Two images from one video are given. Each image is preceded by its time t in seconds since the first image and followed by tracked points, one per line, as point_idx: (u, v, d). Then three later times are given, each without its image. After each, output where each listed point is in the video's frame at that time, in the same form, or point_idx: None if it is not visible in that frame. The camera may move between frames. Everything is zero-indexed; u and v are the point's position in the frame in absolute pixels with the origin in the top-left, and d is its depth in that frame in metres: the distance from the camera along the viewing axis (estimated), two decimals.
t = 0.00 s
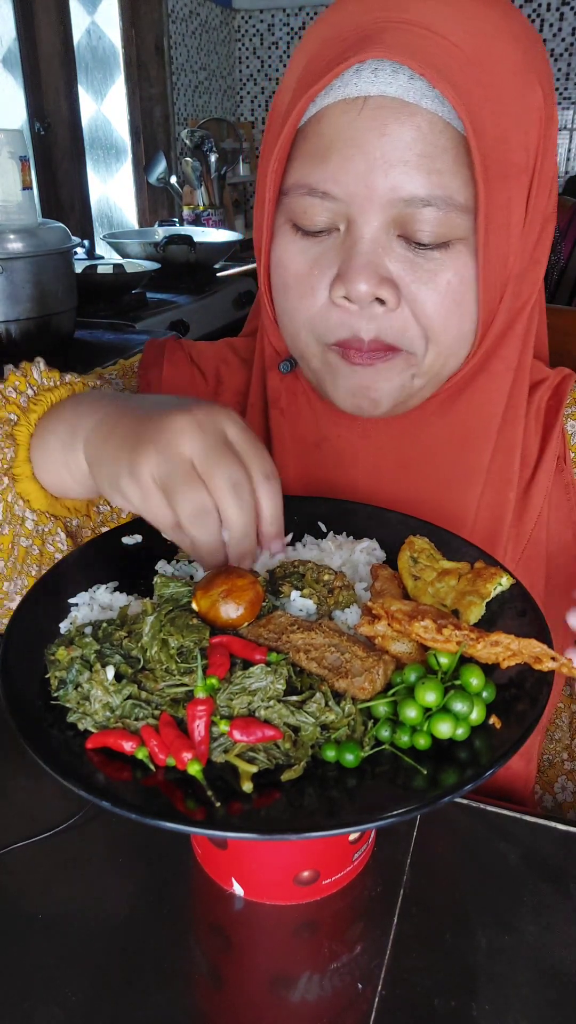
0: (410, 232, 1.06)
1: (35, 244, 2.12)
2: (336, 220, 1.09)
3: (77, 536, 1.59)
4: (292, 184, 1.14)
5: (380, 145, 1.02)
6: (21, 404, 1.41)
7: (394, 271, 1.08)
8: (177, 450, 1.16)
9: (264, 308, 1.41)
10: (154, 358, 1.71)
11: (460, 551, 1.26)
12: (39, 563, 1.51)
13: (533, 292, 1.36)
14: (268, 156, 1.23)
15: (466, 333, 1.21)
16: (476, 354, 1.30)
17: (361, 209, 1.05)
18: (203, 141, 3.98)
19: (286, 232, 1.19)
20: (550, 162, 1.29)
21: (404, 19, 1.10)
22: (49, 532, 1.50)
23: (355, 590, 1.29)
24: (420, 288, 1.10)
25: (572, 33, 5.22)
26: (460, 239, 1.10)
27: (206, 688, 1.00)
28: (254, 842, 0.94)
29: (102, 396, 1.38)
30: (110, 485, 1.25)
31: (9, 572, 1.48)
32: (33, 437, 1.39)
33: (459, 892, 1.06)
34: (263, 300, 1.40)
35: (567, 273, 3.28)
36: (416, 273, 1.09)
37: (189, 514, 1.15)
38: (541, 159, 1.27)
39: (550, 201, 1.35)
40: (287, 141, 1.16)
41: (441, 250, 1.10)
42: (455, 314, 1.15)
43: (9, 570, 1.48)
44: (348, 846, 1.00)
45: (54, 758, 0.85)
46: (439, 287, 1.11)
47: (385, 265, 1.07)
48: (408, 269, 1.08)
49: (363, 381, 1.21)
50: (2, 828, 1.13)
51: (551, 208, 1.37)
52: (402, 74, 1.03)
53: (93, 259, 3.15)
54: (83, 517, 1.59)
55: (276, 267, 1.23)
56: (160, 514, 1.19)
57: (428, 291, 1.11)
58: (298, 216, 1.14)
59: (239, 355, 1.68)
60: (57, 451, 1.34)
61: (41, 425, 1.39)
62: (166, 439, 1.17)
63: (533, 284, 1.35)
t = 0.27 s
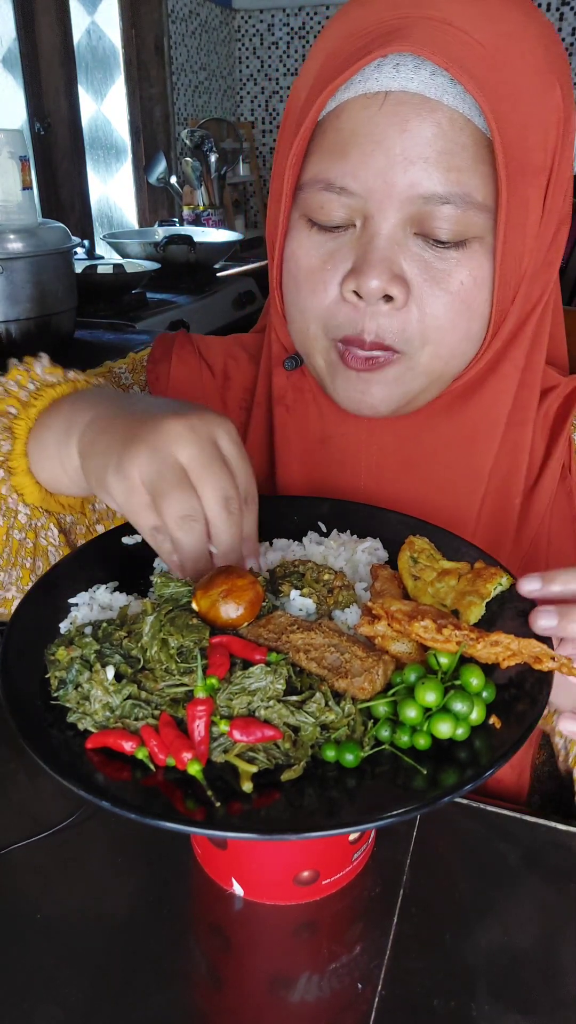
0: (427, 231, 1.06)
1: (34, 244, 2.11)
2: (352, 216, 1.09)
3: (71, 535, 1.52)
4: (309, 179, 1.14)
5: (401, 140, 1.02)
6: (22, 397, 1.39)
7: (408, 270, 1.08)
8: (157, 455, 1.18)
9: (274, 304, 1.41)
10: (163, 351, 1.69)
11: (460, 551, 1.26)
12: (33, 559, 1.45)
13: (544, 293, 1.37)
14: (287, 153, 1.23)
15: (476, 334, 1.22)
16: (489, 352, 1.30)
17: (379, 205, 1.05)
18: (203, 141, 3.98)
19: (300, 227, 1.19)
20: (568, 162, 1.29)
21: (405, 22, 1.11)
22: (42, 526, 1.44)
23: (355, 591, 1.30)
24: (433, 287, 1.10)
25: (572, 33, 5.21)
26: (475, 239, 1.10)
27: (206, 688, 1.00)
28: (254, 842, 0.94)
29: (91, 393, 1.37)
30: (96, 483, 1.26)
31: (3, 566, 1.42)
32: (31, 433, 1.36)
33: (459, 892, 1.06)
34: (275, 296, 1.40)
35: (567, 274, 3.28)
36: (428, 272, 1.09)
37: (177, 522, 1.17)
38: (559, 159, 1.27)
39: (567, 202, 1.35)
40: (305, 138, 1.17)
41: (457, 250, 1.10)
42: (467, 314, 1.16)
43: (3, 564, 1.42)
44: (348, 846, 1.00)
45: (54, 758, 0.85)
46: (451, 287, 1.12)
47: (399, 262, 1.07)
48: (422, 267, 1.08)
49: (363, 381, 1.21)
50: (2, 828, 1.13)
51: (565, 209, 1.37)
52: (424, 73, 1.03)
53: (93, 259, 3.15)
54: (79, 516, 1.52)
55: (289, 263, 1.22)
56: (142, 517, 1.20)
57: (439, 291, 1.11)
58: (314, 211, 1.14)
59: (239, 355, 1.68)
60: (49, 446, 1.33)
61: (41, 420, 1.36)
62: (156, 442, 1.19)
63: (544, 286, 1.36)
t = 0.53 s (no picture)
0: (444, 239, 1.05)
1: (35, 244, 2.11)
2: (368, 223, 1.07)
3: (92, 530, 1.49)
4: (324, 183, 1.12)
5: (422, 148, 1.00)
6: (49, 384, 1.33)
7: (429, 278, 1.07)
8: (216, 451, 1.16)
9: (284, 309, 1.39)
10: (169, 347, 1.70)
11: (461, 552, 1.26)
12: (51, 551, 1.40)
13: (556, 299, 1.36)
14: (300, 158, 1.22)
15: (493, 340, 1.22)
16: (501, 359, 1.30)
17: (397, 212, 1.03)
18: (203, 141, 3.99)
19: (313, 232, 1.18)
20: None
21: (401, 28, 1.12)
22: (62, 518, 1.39)
23: (355, 591, 1.30)
24: (454, 293, 1.10)
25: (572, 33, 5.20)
26: (495, 246, 1.09)
27: (206, 688, 1.00)
28: (254, 842, 0.94)
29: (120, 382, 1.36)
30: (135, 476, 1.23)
31: (20, 559, 1.36)
32: (59, 419, 1.31)
33: (459, 893, 1.06)
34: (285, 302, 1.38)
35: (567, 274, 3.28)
36: (447, 278, 1.08)
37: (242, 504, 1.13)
38: None
39: None
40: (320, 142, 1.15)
41: (477, 257, 1.09)
42: (488, 320, 1.16)
43: (21, 556, 1.36)
44: (348, 846, 1.00)
45: (54, 758, 0.85)
46: (471, 293, 1.11)
47: (417, 270, 1.06)
48: (440, 275, 1.08)
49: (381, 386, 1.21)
50: (2, 828, 1.13)
51: None
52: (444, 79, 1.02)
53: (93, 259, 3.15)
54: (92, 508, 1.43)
55: (301, 267, 1.22)
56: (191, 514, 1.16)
57: (459, 296, 1.10)
58: (329, 216, 1.12)
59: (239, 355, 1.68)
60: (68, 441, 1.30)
61: (69, 410, 1.32)
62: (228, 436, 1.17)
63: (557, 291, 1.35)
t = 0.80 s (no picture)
0: (452, 241, 1.05)
1: (35, 244, 2.11)
2: (375, 224, 1.07)
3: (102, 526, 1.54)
4: (333, 183, 1.12)
5: (432, 148, 1.00)
6: (64, 388, 1.39)
7: (434, 282, 1.07)
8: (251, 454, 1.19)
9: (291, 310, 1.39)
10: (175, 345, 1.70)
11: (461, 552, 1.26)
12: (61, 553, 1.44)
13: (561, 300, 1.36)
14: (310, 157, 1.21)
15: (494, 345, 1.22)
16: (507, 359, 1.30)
17: (406, 214, 1.03)
18: (203, 141, 3.96)
19: (321, 233, 1.18)
20: None
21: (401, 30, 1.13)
22: (78, 518, 1.44)
23: (355, 591, 1.29)
24: (457, 302, 1.10)
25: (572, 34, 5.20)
26: (499, 250, 1.10)
27: (206, 688, 1.00)
28: (254, 842, 0.94)
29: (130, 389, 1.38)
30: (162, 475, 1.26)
31: (30, 559, 1.40)
32: (74, 422, 1.36)
33: (460, 892, 1.06)
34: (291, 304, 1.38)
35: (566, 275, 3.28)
36: (453, 286, 1.08)
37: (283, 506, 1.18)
38: None
39: None
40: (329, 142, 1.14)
41: (482, 263, 1.09)
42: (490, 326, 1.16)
43: (30, 557, 1.40)
44: (348, 846, 1.00)
45: (54, 758, 0.85)
46: (475, 302, 1.11)
47: (424, 275, 1.06)
48: (446, 282, 1.08)
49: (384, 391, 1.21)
50: (3, 829, 1.13)
51: None
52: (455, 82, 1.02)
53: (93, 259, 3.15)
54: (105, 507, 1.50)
55: (309, 268, 1.22)
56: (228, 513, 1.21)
57: (462, 306, 1.11)
58: (338, 216, 1.12)
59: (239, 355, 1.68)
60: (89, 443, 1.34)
61: (83, 411, 1.37)
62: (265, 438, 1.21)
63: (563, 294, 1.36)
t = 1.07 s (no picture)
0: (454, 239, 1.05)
1: (35, 244, 2.11)
2: (378, 221, 1.07)
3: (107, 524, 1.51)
4: (335, 181, 1.12)
5: (434, 147, 1.00)
6: (76, 388, 1.37)
7: (437, 278, 1.07)
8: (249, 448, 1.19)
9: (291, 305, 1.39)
10: (179, 342, 1.69)
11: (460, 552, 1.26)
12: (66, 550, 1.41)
13: (564, 301, 1.35)
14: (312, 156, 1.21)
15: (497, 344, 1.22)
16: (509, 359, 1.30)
17: (408, 212, 1.03)
18: (202, 141, 3.95)
19: (323, 229, 1.18)
20: None
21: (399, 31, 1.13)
22: (83, 518, 1.41)
23: (355, 591, 1.29)
24: (462, 294, 1.10)
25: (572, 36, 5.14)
26: (505, 246, 1.09)
27: (206, 688, 1.00)
28: (254, 842, 0.94)
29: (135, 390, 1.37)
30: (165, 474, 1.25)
31: (35, 558, 1.38)
32: (84, 420, 1.35)
33: (460, 892, 1.06)
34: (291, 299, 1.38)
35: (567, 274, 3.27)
36: (457, 278, 1.08)
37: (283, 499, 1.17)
38: None
39: None
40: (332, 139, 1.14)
41: (486, 259, 1.09)
42: (494, 322, 1.16)
43: (36, 556, 1.38)
44: (348, 846, 1.00)
45: (54, 758, 0.85)
46: (480, 294, 1.11)
47: (426, 270, 1.07)
48: (450, 276, 1.08)
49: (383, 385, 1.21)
50: (3, 829, 1.13)
51: None
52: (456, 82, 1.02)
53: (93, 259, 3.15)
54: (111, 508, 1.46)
55: (309, 265, 1.22)
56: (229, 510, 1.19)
57: (468, 296, 1.10)
58: (340, 214, 1.12)
59: (239, 355, 1.68)
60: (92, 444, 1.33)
61: (95, 412, 1.35)
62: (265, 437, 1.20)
63: (566, 294, 1.35)
